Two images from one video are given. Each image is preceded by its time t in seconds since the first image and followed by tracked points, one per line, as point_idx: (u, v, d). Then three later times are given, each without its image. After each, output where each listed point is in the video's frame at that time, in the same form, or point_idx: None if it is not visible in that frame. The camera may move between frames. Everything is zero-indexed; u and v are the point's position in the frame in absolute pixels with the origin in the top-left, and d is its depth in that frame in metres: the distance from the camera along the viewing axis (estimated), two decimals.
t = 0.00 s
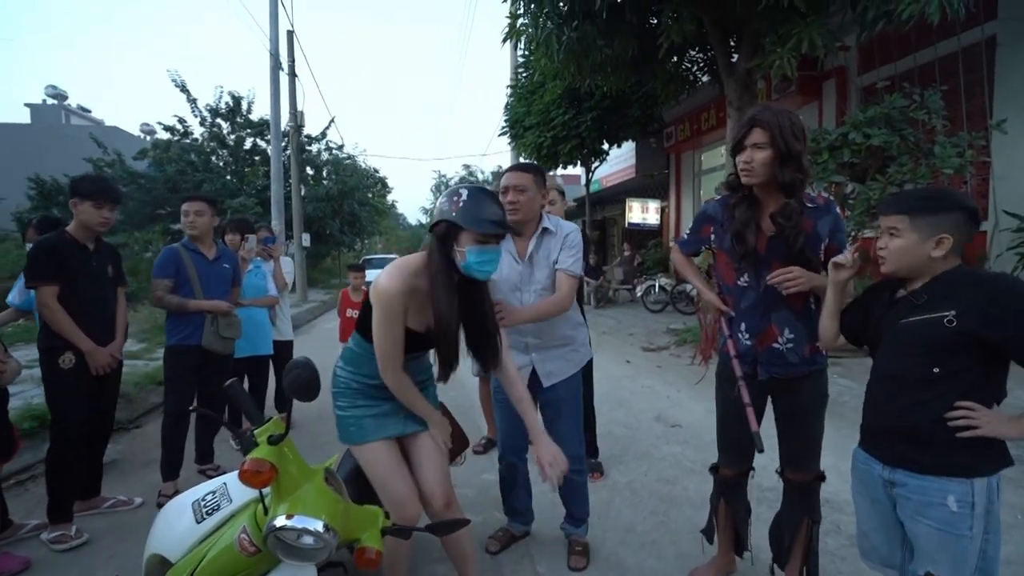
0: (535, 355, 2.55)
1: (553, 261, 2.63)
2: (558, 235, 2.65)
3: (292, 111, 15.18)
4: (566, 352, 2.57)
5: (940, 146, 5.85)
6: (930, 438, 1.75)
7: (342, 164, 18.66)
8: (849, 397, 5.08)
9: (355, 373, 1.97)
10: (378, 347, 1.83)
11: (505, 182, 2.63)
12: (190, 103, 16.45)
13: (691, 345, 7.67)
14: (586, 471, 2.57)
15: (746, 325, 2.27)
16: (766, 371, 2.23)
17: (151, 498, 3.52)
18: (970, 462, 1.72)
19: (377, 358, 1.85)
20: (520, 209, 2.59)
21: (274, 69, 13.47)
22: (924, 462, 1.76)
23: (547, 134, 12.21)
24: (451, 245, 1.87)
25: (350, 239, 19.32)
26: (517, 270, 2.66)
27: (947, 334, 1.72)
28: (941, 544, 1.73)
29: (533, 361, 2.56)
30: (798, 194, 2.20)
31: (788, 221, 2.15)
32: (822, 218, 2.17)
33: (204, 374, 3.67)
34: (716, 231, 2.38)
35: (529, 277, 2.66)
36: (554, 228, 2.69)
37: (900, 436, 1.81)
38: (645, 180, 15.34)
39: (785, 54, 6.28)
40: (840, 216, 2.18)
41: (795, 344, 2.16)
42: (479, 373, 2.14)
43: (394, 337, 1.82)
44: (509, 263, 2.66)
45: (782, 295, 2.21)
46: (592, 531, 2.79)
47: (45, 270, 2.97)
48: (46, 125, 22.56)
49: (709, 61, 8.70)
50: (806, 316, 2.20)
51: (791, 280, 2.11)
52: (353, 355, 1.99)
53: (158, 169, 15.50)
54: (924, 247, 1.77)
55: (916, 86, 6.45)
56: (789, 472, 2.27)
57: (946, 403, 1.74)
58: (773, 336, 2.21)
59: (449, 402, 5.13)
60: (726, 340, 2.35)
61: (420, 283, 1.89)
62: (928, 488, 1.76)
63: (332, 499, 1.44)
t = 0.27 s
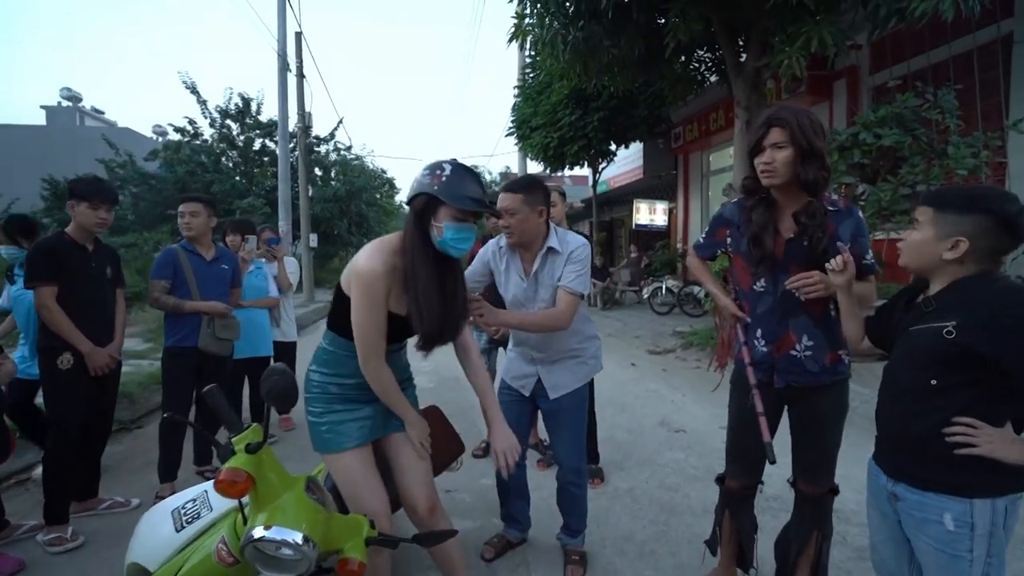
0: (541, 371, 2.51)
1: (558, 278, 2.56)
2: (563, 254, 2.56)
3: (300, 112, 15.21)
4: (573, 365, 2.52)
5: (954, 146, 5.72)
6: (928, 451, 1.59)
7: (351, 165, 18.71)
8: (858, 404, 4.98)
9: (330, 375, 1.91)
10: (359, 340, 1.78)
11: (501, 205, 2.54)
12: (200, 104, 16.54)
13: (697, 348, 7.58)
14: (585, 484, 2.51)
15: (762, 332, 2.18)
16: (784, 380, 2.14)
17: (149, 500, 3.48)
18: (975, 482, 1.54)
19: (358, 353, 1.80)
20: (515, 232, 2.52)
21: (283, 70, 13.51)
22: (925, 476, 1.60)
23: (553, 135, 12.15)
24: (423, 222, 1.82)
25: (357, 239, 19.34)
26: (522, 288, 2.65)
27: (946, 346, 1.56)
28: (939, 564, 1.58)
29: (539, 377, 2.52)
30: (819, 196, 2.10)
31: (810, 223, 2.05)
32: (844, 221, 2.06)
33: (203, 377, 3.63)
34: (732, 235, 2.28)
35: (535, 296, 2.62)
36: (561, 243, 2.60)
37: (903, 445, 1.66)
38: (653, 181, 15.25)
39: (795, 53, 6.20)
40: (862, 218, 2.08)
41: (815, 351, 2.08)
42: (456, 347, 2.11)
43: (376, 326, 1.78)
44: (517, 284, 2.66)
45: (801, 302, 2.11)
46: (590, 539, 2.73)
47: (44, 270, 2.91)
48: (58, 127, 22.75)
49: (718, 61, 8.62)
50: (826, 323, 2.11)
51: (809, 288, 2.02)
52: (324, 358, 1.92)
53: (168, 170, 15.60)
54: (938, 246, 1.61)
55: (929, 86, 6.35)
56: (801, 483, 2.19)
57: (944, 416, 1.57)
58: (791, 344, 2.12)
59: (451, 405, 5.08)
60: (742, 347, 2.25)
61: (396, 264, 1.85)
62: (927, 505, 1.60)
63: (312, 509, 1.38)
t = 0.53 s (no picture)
0: (541, 378, 2.47)
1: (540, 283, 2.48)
2: (537, 260, 2.48)
3: (308, 116, 15.27)
4: (574, 372, 2.45)
5: (968, 143, 5.61)
6: (941, 464, 1.51)
7: (359, 169, 18.76)
8: (870, 407, 4.89)
9: (307, 391, 1.83)
10: (335, 366, 1.69)
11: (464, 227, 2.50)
12: (210, 110, 16.65)
13: (706, 350, 7.51)
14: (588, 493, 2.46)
15: (774, 337, 2.09)
16: (795, 387, 2.05)
17: (151, 508, 3.45)
18: (993, 501, 1.44)
19: (334, 378, 1.71)
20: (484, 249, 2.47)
21: (290, 75, 13.56)
22: (941, 490, 1.51)
23: (560, 136, 12.11)
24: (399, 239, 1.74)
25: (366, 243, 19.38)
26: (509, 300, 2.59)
27: (960, 357, 1.47)
28: None
29: (540, 384, 2.48)
30: (840, 199, 2.02)
31: (836, 228, 1.96)
32: (867, 225, 1.98)
33: (205, 385, 3.61)
34: (747, 237, 2.19)
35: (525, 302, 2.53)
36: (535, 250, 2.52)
37: (918, 457, 1.56)
38: (662, 181, 15.16)
39: (803, 50, 6.12)
40: (888, 220, 1.99)
41: (829, 358, 1.99)
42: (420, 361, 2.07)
43: (355, 351, 1.69)
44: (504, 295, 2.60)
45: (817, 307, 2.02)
46: (594, 549, 2.68)
47: (44, 278, 2.89)
48: (70, 134, 23.01)
49: (725, 60, 8.54)
50: (843, 328, 2.01)
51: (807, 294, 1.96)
52: (299, 375, 1.85)
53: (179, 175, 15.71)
54: (964, 246, 1.52)
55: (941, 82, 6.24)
56: (814, 495, 2.12)
57: (957, 430, 1.48)
58: (804, 349, 2.03)
59: (457, 409, 5.04)
60: (753, 352, 2.17)
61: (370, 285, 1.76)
62: (941, 522, 1.51)
63: (298, 526, 1.34)
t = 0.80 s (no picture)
0: (527, 380, 2.42)
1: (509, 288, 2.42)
2: (502, 266, 2.43)
3: (310, 116, 15.25)
4: (558, 373, 2.41)
5: (974, 141, 5.54)
6: (951, 471, 1.46)
7: (362, 169, 18.74)
8: (875, 408, 4.84)
9: (286, 399, 1.84)
10: (308, 371, 1.70)
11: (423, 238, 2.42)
12: (213, 111, 16.65)
13: (709, 351, 7.45)
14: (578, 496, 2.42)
15: (771, 337, 2.04)
16: (792, 388, 1.99)
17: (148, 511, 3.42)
18: (1008, 515, 1.39)
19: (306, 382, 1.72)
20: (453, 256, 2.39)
21: (291, 75, 13.54)
22: (951, 500, 1.46)
23: (562, 136, 12.06)
24: (399, 276, 1.73)
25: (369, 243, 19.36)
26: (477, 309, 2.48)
27: (967, 361, 1.42)
28: None
29: (525, 386, 2.44)
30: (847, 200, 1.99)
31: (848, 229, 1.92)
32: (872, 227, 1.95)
33: (202, 387, 3.58)
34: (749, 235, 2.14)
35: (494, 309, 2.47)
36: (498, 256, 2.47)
37: (927, 466, 1.52)
38: (665, 181, 15.10)
39: (807, 48, 6.05)
40: (894, 224, 1.96)
41: (826, 360, 1.93)
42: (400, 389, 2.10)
43: (327, 360, 1.70)
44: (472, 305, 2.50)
45: (814, 308, 1.97)
46: (593, 553, 2.63)
47: (36, 280, 2.86)
48: (74, 135, 23.05)
49: (728, 58, 8.48)
50: (840, 332, 1.96)
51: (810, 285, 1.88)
52: (279, 382, 1.86)
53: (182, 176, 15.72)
54: (972, 246, 1.48)
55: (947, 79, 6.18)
56: (815, 500, 2.07)
57: (968, 438, 1.43)
58: (801, 351, 1.98)
59: (457, 411, 5.01)
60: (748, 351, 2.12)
61: (355, 298, 1.78)
62: (954, 535, 1.46)
63: (283, 535, 1.32)
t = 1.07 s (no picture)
0: (504, 379, 2.37)
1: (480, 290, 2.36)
2: (474, 270, 2.35)
3: (304, 112, 15.14)
4: (536, 371, 2.36)
5: (970, 137, 5.50)
6: (944, 474, 1.41)
7: (357, 165, 18.64)
8: (869, 406, 4.80)
9: (262, 399, 1.78)
10: (290, 345, 1.64)
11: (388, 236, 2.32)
12: (206, 106, 16.52)
13: (704, 348, 7.40)
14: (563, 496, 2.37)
15: (751, 331, 2.00)
16: (769, 383, 1.94)
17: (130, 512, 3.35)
18: (1001, 522, 1.34)
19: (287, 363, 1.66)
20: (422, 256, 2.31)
21: (285, 70, 13.43)
22: (943, 506, 1.41)
23: (557, 132, 11.98)
24: (397, 265, 1.74)
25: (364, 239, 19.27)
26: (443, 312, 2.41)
27: (961, 358, 1.36)
28: None
29: (503, 385, 2.39)
30: (838, 193, 1.91)
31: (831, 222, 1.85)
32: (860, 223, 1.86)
33: (185, 385, 3.51)
34: (738, 228, 2.09)
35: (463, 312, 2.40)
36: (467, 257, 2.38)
37: (921, 469, 1.46)
38: (661, 177, 15.04)
39: (802, 42, 5.99)
40: (883, 224, 1.86)
41: (803, 357, 1.88)
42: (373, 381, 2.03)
43: (314, 338, 1.65)
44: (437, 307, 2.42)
45: (793, 305, 1.91)
46: (582, 555, 2.58)
47: (11, 276, 2.79)
48: (67, 131, 22.87)
49: (724, 53, 8.42)
50: (818, 329, 1.90)
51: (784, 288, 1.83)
52: (250, 381, 1.80)
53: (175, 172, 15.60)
54: (966, 243, 1.42)
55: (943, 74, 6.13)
56: (798, 498, 1.98)
57: (961, 441, 1.38)
58: (779, 346, 1.92)
59: (448, 409, 4.94)
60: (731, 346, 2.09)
61: (345, 277, 1.74)
62: (947, 542, 1.41)
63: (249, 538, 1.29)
